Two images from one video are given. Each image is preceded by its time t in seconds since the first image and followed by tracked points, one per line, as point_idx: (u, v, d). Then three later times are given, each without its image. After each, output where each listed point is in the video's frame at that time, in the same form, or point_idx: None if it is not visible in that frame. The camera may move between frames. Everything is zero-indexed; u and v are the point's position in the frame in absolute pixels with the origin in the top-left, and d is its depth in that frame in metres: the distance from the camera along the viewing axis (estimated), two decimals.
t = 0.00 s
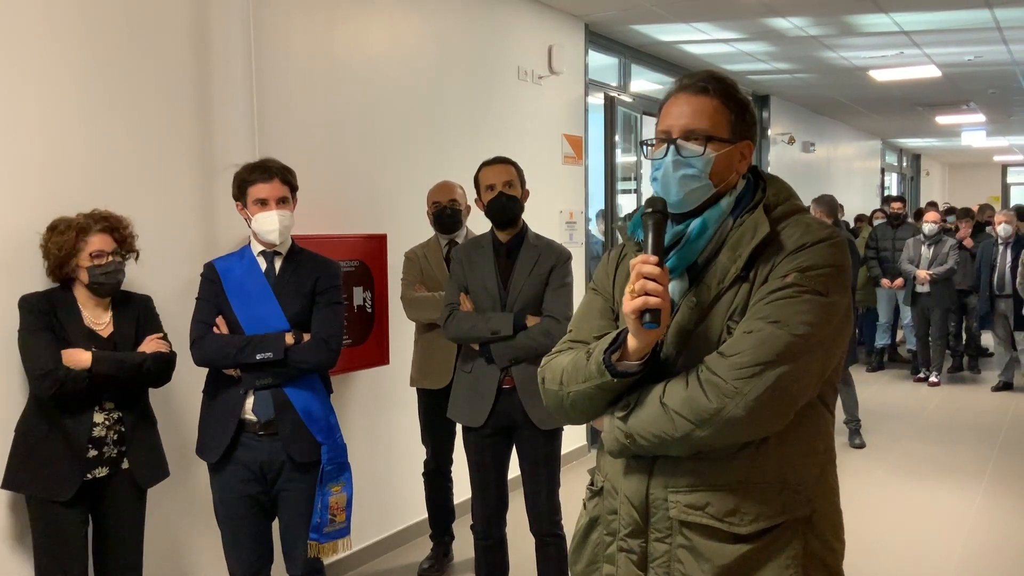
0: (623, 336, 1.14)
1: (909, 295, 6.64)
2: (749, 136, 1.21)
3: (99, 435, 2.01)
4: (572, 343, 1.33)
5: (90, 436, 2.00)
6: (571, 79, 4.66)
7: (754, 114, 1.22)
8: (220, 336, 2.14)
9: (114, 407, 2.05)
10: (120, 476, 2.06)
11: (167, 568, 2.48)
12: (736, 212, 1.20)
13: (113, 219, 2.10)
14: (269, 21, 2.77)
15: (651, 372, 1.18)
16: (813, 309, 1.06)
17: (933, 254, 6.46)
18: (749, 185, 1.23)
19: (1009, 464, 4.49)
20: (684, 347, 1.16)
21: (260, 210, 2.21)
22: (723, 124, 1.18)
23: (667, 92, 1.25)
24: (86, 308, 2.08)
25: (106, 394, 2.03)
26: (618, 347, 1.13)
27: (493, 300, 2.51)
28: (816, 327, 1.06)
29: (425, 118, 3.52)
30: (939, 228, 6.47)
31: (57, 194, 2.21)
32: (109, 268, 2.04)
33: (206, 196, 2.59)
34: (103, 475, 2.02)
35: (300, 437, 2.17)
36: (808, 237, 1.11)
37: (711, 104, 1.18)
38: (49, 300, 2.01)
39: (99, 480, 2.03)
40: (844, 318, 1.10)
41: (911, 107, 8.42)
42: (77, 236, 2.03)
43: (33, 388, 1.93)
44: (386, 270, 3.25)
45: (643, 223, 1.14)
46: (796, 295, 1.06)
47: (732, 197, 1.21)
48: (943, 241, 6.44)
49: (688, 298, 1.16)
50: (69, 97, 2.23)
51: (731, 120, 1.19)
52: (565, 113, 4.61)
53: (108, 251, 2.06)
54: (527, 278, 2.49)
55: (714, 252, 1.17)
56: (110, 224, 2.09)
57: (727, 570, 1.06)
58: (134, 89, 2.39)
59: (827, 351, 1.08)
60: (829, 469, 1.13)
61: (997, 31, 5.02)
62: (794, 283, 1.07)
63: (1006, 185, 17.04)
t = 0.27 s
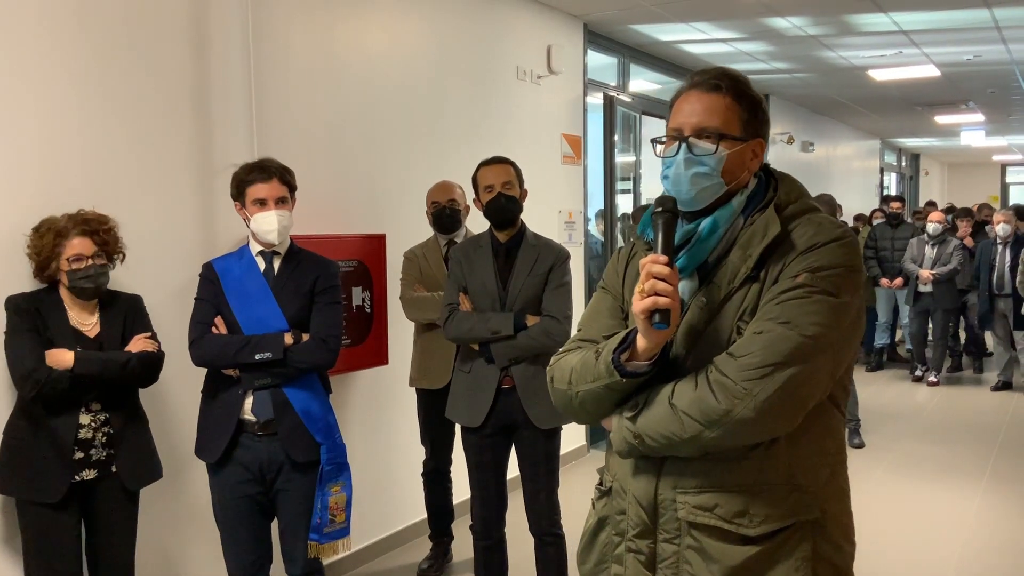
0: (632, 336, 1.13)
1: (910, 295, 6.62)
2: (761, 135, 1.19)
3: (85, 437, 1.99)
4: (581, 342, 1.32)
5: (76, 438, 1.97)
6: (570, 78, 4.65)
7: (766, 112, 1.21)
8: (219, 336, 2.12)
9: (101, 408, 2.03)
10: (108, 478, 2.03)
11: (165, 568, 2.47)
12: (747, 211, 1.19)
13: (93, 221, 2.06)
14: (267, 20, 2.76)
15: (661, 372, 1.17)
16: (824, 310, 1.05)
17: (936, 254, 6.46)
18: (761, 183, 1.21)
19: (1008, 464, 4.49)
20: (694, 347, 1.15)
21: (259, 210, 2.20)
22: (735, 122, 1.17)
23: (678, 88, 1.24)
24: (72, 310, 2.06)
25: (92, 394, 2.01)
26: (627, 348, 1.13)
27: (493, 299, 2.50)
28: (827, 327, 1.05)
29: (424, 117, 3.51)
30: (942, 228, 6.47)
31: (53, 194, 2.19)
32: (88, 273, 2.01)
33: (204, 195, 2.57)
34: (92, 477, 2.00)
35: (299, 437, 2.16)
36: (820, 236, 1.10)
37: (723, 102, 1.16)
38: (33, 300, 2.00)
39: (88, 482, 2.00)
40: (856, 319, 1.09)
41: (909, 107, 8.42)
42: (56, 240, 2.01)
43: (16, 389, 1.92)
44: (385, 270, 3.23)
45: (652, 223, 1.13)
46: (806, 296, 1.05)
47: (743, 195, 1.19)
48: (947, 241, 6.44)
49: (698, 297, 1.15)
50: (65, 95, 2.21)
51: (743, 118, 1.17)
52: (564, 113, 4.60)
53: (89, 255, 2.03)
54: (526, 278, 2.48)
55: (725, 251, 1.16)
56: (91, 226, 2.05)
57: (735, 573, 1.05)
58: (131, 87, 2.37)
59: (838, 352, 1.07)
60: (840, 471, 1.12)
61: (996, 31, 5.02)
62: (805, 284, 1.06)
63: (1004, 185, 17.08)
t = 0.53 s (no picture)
0: (639, 337, 1.12)
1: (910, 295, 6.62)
2: (769, 135, 1.19)
3: (73, 439, 1.97)
4: (588, 342, 1.31)
5: (63, 440, 1.96)
6: (569, 78, 4.64)
7: (775, 112, 1.20)
8: (217, 336, 2.11)
9: (89, 410, 2.01)
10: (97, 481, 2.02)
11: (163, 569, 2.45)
12: (756, 212, 1.18)
13: (80, 226, 2.04)
14: (266, 19, 2.74)
15: (668, 372, 1.16)
16: (833, 311, 1.04)
17: (937, 254, 6.47)
18: (769, 183, 1.21)
19: (1008, 463, 4.49)
20: (701, 348, 1.14)
21: (258, 210, 2.18)
22: (744, 122, 1.16)
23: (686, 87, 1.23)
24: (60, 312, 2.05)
25: (79, 396, 1.99)
26: (634, 348, 1.12)
27: (491, 300, 2.49)
28: (835, 329, 1.04)
29: (424, 117, 3.50)
30: (944, 228, 6.45)
31: (48, 193, 2.17)
32: (69, 280, 1.99)
33: (202, 194, 2.56)
34: (80, 480, 1.98)
35: (299, 437, 2.15)
36: (828, 236, 1.09)
37: (732, 102, 1.15)
38: (20, 301, 1.98)
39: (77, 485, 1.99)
40: (865, 320, 1.08)
41: (909, 107, 8.42)
42: (41, 244, 2.00)
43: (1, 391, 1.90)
44: (384, 270, 3.22)
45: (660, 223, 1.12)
46: (814, 297, 1.04)
47: (751, 195, 1.18)
48: (948, 241, 6.45)
49: (705, 298, 1.14)
50: (62, 93, 2.19)
51: (751, 118, 1.16)
52: (564, 113, 4.59)
53: (73, 261, 2.01)
54: (525, 278, 2.46)
55: (732, 252, 1.15)
56: (77, 231, 2.03)
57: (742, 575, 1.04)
58: (129, 86, 2.35)
59: (847, 354, 1.06)
60: (848, 473, 1.10)
61: (995, 30, 5.02)
62: (813, 285, 1.05)
63: (1003, 185, 17.11)
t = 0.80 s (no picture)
0: (647, 337, 1.12)
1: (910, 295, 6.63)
2: (778, 134, 1.18)
3: (70, 438, 1.96)
4: (595, 343, 1.31)
5: (61, 439, 1.95)
6: (569, 78, 4.63)
7: (784, 111, 1.19)
8: (217, 336, 2.10)
9: (87, 409, 2.00)
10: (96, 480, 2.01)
11: (163, 569, 2.44)
12: (764, 212, 1.17)
13: (78, 228, 2.02)
14: (266, 18, 2.74)
15: (676, 372, 1.16)
16: (842, 311, 1.04)
17: (937, 254, 6.47)
18: (778, 183, 1.20)
19: (1007, 464, 4.49)
20: (709, 348, 1.13)
21: (258, 210, 2.18)
22: (754, 121, 1.16)
23: (695, 85, 1.22)
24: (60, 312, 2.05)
25: (77, 395, 1.98)
26: (642, 348, 1.11)
27: (489, 300, 2.48)
28: (845, 329, 1.03)
29: (424, 117, 3.49)
30: (944, 229, 6.45)
31: (48, 192, 2.16)
32: (66, 284, 1.98)
33: (202, 193, 2.55)
34: (79, 479, 1.97)
35: (299, 436, 2.14)
36: (837, 236, 1.09)
37: (741, 101, 1.14)
38: (19, 299, 1.98)
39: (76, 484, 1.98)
40: (874, 320, 1.08)
41: (909, 107, 8.42)
42: (38, 246, 1.98)
43: None
44: (384, 270, 3.21)
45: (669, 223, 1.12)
46: (823, 297, 1.04)
47: (761, 196, 1.18)
48: (948, 242, 6.46)
49: (714, 298, 1.14)
50: (61, 91, 2.18)
51: (761, 117, 1.16)
52: (564, 113, 4.59)
53: (71, 263, 1.99)
54: (523, 278, 2.46)
55: (741, 252, 1.14)
56: (75, 233, 2.00)
57: None
58: (129, 84, 2.34)
59: (857, 354, 1.05)
60: (857, 473, 1.10)
61: (996, 31, 5.02)
62: (822, 285, 1.04)
63: (1003, 186, 17.12)
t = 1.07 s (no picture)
0: (655, 337, 1.12)
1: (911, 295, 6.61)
2: (788, 133, 1.18)
3: (71, 436, 1.95)
4: (601, 342, 1.31)
5: (61, 436, 1.94)
6: (570, 77, 4.63)
7: (792, 110, 1.20)
8: (219, 335, 2.10)
9: (89, 408, 1.98)
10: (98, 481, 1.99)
11: (165, 568, 2.44)
12: (772, 212, 1.17)
13: (85, 221, 2.01)
14: (268, 17, 2.73)
15: (683, 373, 1.15)
16: (850, 312, 1.03)
17: (938, 255, 6.47)
18: (786, 183, 1.20)
19: (1008, 464, 4.48)
20: (717, 348, 1.13)
21: (259, 209, 2.17)
22: (765, 120, 1.16)
23: (703, 84, 1.21)
24: (73, 308, 2.05)
25: (78, 394, 1.96)
26: (649, 348, 1.11)
27: (490, 300, 2.48)
28: (853, 330, 1.03)
29: (426, 117, 3.49)
30: (944, 229, 6.47)
31: (50, 191, 2.16)
32: (67, 273, 1.96)
33: (203, 193, 2.55)
34: (79, 478, 1.95)
35: (300, 436, 2.14)
36: (845, 237, 1.08)
37: (752, 100, 1.15)
38: (33, 293, 2.00)
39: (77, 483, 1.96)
40: (882, 321, 1.07)
41: (910, 107, 8.42)
42: (47, 238, 1.99)
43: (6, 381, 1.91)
44: (385, 269, 3.21)
45: (678, 223, 1.12)
46: (832, 298, 1.04)
47: (769, 196, 1.18)
48: (949, 242, 6.45)
49: (722, 298, 1.13)
50: (63, 89, 2.18)
51: (772, 116, 1.16)
52: (565, 112, 4.59)
53: (71, 253, 1.97)
54: (524, 278, 2.45)
55: (749, 252, 1.14)
56: (78, 224, 1.99)
57: None
58: (131, 83, 2.34)
59: (864, 355, 1.05)
60: (863, 474, 1.10)
61: (997, 31, 5.02)
62: (831, 285, 1.04)
63: (1004, 186, 17.11)
